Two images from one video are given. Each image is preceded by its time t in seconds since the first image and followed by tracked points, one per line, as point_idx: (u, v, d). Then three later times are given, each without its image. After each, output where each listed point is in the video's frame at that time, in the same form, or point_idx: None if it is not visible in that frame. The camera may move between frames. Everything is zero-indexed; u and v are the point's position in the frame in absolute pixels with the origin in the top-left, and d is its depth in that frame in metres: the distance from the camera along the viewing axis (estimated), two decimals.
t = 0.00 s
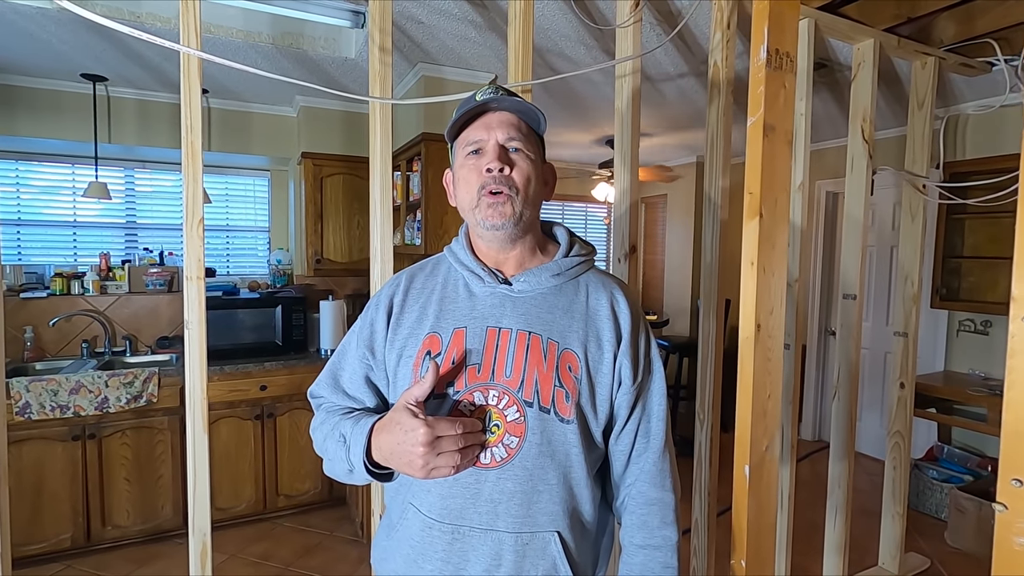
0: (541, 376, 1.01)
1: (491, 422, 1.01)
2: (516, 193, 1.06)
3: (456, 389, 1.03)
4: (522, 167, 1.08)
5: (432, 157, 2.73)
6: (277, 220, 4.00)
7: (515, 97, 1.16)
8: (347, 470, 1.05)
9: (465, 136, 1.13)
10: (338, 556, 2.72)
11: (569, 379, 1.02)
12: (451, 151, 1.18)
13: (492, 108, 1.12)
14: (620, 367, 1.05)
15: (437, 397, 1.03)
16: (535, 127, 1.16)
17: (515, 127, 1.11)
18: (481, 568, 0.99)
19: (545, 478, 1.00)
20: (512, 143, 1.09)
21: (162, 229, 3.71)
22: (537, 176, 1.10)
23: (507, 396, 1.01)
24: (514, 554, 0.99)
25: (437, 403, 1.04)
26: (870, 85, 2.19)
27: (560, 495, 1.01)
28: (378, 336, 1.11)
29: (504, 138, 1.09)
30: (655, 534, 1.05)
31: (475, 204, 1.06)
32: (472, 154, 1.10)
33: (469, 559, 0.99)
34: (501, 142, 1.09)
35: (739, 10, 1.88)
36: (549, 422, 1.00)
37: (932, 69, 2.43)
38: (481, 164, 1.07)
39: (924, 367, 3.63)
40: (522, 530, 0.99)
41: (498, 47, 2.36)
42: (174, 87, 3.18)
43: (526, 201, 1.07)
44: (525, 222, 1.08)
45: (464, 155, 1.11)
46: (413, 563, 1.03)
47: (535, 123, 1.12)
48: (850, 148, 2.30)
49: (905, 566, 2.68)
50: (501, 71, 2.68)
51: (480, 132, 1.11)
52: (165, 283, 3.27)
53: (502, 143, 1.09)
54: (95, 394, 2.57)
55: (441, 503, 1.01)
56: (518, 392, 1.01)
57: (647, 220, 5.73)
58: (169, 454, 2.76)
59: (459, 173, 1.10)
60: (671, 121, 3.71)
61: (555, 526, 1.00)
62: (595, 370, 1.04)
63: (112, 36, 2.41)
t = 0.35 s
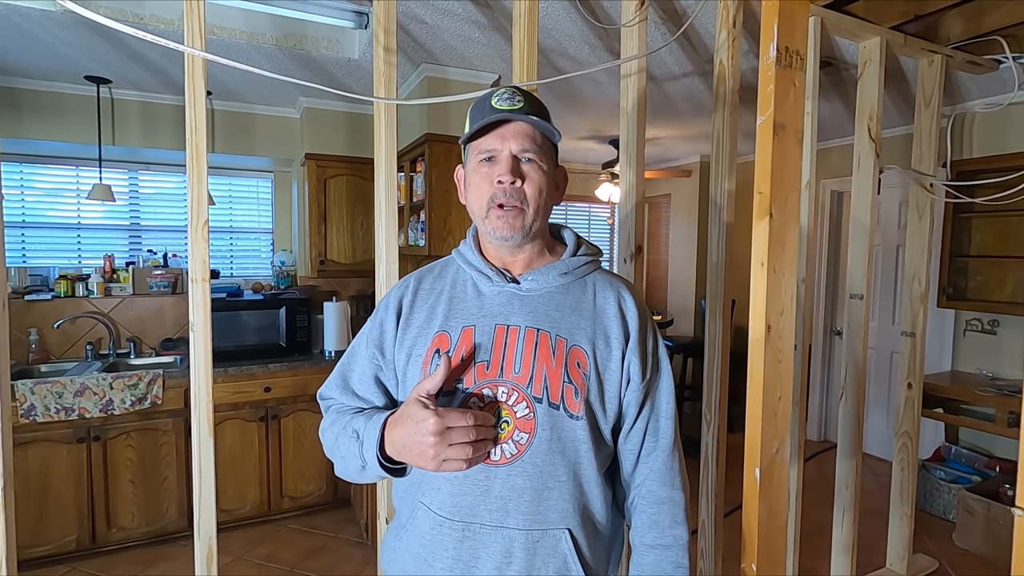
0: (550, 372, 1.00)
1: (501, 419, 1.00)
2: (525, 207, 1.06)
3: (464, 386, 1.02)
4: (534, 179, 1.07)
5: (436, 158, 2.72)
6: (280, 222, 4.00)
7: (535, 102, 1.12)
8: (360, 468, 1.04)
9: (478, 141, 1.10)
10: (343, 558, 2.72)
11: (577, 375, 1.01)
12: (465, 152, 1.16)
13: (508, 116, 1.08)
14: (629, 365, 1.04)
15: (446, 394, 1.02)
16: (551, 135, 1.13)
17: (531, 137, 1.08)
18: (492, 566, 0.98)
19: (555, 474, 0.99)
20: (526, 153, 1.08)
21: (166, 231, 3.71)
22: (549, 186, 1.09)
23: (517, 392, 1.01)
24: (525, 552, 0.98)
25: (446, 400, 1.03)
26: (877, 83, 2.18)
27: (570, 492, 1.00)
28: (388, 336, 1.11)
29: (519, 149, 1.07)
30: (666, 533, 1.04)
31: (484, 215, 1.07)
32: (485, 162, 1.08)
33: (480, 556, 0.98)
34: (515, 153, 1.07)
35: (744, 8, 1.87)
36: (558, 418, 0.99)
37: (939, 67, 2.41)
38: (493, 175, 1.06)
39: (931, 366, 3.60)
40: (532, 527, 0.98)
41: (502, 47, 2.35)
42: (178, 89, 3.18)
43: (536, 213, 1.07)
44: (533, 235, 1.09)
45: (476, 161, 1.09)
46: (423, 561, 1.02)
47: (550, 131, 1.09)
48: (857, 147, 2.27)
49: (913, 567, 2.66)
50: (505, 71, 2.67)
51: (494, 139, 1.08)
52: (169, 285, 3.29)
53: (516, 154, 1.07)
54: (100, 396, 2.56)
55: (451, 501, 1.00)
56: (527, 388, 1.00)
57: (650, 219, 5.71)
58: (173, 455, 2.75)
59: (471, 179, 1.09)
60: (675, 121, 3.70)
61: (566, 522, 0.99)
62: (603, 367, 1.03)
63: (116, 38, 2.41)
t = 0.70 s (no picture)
0: (555, 379, 1.00)
1: (506, 427, 0.99)
2: (539, 212, 1.06)
3: (469, 395, 1.02)
4: (552, 186, 1.08)
5: (435, 163, 2.71)
6: (278, 227, 3.99)
7: (561, 114, 1.14)
8: (368, 479, 1.03)
9: (503, 141, 1.11)
10: (342, 565, 2.70)
11: (582, 382, 1.00)
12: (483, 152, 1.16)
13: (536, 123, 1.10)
14: (633, 372, 1.04)
15: (450, 402, 1.02)
16: (571, 150, 1.15)
17: (554, 146, 1.09)
18: None
19: (561, 483, 0.98)
20: (547, 160, 1.08)
21: (164, 236, 3.69)
22: (564, 196, 1.10)
23: (521, 399, 1.00)
24: (534, 561, 0.97)
25: (451, 408, 1.02)
26: (875, 88, 2.18)
27: (576, 501, 0.99)
28: (392, 346, 1.10)
29: (541, 155, 1.08)
30: (674, 543, 1.03)
31: (498, 213, 1.06)
32: (506, 162, 1.09)
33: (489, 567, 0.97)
34: (536, 159, 1.08)
35: (745, 14, 1.87)
36: (564, 425, 0.99)
37: (937, 72, 2.42)
38: (512, 176, 1.06)
39: (930, 370, 3.61)
40: (540, 536, 0.97)
41: (502, 52, 2.35)
42: (176, 94, 3.18)
43: (548, 221, 1.08)
44: (542, 242, 1.09)
45: (497, 161, 1.10)
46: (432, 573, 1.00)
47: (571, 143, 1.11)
48: (856, 151, 2.27)
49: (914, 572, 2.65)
50: (504, 76, 2.67)
51: (517, 142, 1.09)
52: (167, 290, 3.27)
53: (537, 159, 1.08)
54: (97, 402, 2.55)
55: (458, 510, 1.00)
56: (532, 396, 0.99)
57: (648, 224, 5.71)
58: (171, 462, 2.73)
59: (489, 178, 1.09)
60: (673, 125, 3.70)
61: (574, 530, 0.99)
62: (607, 373, 1.03)
63: (115, 43, 2.40)
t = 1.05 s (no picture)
0: (562, 385, 1.00)
1: (512, 432, 1.00)
2: (545, 216, 1.06)
3: (476, 400, 1.02)
4: (558, 189, 1.08)
5: (431, 163, 2.70)
6: (273, 227, 3.97)
7: (568, 115, 1.13)
8: (374, 483, 1.02)
9: (508, 144, 1.10)
10: (339, 567, 2.68)
11: (589, 389, 1.01)
12: (489, 154, 1.16)
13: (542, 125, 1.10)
14: (640, 378, 1.05)
15: (456, 406, 1.02)
16: (578, 151, 1.15)
17: (561, 149, 1.09)
18: None
19: (567, 489, 0.99)
20: (553, 163, 1.08)
21: (157, 237, 3.67)
22: (570, 199, 1.10)
23: (528, 405, 1.00)
24: (538, 567, 0.98)
25: (457, 412, 1.02)
26: (871, 88, 2.18)
27: (581, 507, 1.00)
28: (397, 347, 1.09)
29: (547, 159, 1.08)
30: (678, 548, 1.04)
31: (504, 217, 1.07)
32: (512, 166, 1.09)
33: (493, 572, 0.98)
34: (543, 162, 1.08)
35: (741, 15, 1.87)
36: (570, 432, 1.00)
37: (931, 73, 2.42)
38: (518, 180, 1.07)
39: (924, 369, 3.63)
40: (545, 542, 0.98)
41: (498, 52, 2.35)
42: (169, 94, 3.15)
43: (555, 224, 1.08)
44: (549, 245, 1.09)
45: (502, 165, 1.10)
46: None
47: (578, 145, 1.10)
48: (851, 151, 2.27)
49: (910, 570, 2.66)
50: (500, 76, 2.66)
51: (523, 145, 1.09)
52: (160, 291, 3.23)
53: (543, 162, 1.08)
54: (89, 405, 2.52)
55: (463, 516, 1.00)
56: (538, 402, 1.00)
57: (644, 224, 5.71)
58: (165, 465, 2.71)
59: (495, 181, 1.10)
60: (669, 125, 3.70)
61: (578, 536, 1.00)
62: (614, 380, 1.04)
63: (107, 43, 2.38)
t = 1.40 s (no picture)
0: (560, 394, 1.00)
1: (510, 439, 0.99)
2: (545, 214, 1.06)
3: (474, 405, 1.01)
4: (559, 188, 1.08)
5: (425, 165, 2.69)
6: (265, 229, 3.95)
7: (573, 118, 1.14)
8: (370, 486, 1.01)
9: (512, 142, 1.12)
10: (332, 572, 2.66)
11: (588, 398, 1.01)
12: (494, 154, 1.17)
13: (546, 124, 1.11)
14: (639, 388, 1.05)
15: (454, 412, 1.02)
16: (582, 155, 1.15)
17: (564, 148, 1.10)
18: None
19: (564, 498, 0.98)
20: (555, 163, 1.09)
21: (148, 239, 3.63)
22: (572, 200, 1.10)
23: (526, 413, 1.00)
24: None
25: (453, 418, 1.02)
26: (863, 91, 2.19)
27: (577, 516, 1.00)
28: (396, 351, 1.09)
29: (549, 157, 1.09)
30: (674, 560, 1.05)
31: (502, 213, 1.06)
32: (514, 164, 1.09)
33: None
34: (545, 161, 1.09)
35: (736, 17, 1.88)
36: (567, 440, 0.99)
37: (922, 76, 2.44)
38: (519, 176, 1.07)
39: (916, 370, 3.66)
40: (541, 552, 0.98)
41: (492, 54, 2.34)
42: (160, 94, 3.12)
43: (555, 224, 1.07)
44: (548, 246, 1.08)
45: (506, 162, 1.10)
46: None
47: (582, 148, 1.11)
48: (844, 153, 2.28)
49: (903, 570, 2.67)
50: (494, 78, 2.65)
51: (526, 144, 1.10)
52: (151, 293, 3.21)
53: (546, 161, 1.09)
54: (79, 409, 2.49)
55: (460, 523, 0.99)
56: (537, 409, 1.00)
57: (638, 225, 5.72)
58: (155, 470, 2.69)
59: (496, 179, 1.10)
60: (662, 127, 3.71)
61: (574, 545, 0.99)
62: (613, 389, 1.04)
63: (96, 43, 2.36)
